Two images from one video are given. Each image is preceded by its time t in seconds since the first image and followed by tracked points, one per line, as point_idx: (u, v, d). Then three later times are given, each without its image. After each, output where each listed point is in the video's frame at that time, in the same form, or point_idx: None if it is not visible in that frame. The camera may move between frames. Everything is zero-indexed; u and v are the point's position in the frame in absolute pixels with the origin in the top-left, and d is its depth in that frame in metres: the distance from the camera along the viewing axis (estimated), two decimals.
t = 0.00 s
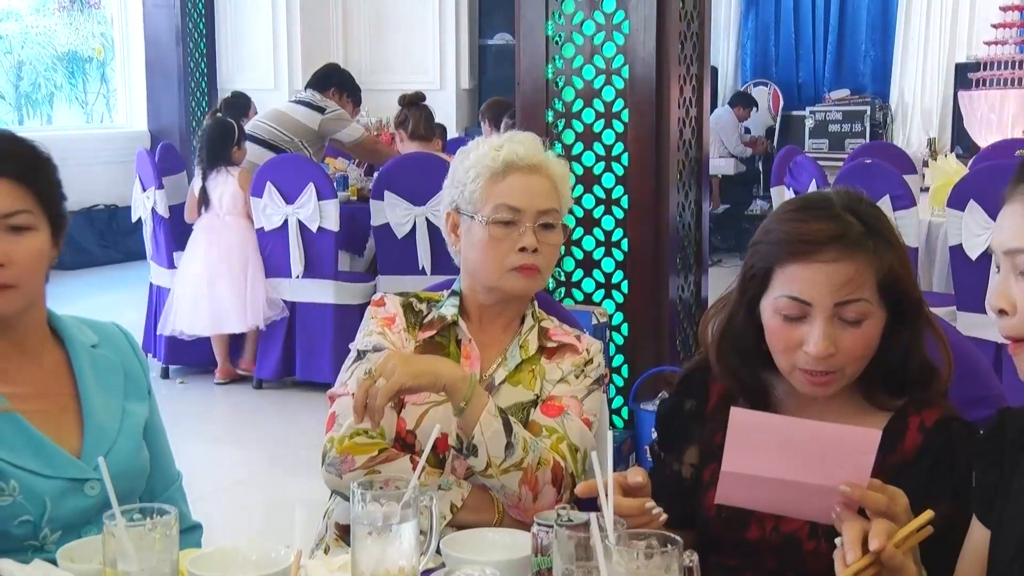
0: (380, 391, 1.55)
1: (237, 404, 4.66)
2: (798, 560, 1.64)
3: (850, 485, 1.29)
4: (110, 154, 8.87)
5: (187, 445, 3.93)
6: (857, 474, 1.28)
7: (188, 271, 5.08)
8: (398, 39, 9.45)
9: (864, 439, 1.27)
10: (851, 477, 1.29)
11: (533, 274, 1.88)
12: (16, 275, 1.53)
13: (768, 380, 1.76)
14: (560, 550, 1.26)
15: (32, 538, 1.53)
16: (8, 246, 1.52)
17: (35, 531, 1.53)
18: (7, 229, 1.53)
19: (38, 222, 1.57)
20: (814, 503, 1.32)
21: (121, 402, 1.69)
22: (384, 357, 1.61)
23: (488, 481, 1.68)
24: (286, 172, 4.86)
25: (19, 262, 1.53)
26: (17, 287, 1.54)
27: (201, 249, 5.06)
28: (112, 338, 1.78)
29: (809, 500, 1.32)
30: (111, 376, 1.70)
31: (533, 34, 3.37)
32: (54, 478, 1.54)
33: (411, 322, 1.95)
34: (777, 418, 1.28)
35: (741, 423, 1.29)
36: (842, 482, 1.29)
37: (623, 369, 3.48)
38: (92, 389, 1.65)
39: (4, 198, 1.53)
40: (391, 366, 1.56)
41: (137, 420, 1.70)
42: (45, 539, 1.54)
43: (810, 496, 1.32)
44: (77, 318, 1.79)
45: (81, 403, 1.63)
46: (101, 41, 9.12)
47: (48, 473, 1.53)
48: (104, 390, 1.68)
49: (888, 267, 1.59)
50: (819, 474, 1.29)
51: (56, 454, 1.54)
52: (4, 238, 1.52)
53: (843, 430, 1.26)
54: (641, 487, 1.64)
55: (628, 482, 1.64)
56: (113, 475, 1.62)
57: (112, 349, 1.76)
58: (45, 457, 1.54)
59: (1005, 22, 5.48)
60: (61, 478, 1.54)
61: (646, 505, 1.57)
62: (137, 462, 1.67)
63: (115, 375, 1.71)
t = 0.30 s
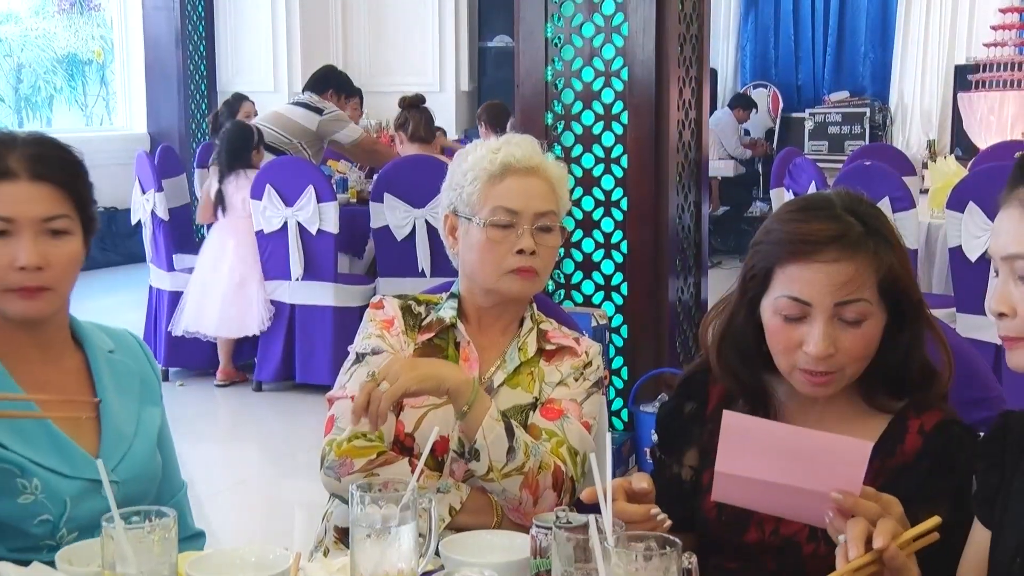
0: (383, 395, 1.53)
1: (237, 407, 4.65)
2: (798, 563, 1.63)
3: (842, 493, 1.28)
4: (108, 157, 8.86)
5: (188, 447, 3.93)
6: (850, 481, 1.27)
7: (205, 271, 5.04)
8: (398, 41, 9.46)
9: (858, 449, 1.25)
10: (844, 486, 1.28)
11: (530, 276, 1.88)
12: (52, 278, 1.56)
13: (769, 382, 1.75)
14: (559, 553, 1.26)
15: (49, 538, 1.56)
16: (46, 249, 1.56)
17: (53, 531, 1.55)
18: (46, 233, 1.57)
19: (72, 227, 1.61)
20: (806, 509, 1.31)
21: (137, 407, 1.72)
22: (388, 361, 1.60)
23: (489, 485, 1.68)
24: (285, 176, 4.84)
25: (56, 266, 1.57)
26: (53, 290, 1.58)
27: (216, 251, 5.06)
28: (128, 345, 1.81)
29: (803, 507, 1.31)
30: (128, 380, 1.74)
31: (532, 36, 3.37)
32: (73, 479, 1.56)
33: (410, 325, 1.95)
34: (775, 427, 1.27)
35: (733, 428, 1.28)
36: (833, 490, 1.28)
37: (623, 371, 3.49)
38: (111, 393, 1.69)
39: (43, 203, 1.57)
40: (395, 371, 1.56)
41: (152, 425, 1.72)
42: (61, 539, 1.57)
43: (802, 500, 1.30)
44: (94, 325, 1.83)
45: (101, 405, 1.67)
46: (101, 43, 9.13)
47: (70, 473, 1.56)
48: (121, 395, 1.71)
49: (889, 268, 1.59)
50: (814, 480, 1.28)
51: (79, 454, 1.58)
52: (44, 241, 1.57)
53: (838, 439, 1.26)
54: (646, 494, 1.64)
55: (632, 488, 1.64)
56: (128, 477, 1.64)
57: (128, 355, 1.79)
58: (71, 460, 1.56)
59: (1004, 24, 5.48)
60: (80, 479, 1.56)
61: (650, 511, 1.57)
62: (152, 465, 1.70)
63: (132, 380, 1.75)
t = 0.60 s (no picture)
0: (399, 388, 1.54)
1: (237, 407, 4.65)
2: (797, 563, 1.63)
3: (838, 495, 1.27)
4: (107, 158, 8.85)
5: (189, 448, 3.94)
6: (845, 483, 1.27)
7: (221, 266, 5.06)
8: (397, 42, 9.46)
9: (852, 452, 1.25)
10: (839, 487, 1.27)
11: (526, 279, 1.88)
12: (81, 279, 1.58)
13: (770, 382, 1.75)
14: (558, 553, 1.26)
15: (64, 536, 1.56)
16: (76, 251, 1.58)
17: (69, 529, 1.56)
18: (76, 235, 1.59)
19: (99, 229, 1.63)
20: (803, 511, 1.31)
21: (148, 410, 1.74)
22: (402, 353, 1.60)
23: (500, 486, 1.72)
24: (285, 177, 4.85)
25: (85, 267, 1.58)
26: (81, 291, 1.59)
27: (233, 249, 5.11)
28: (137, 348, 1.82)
29: (800, 508, 1.31)
30: (140, 383, 1.75)
31: (531, 37, 3.36)
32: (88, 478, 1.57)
33: (408, 326, 1.95)
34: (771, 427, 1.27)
35: (727, 428, 1.29)
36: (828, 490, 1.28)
37: (623, 371, 3.49)
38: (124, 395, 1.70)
39: (75, 204, 1.59)
40: (411, 365, 1.56)
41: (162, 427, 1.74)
42: (75, 538, 1.57)
43: (800, 501, 1.30)
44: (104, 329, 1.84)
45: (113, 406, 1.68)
46: (100, 44, 9.13)
47: (82, 471, 1.57)
48: (132, 396, 1.72)
49: (890, 267, 1.59)
50: (811, 481, 1.28)
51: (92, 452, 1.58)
52: (75, 243, 1.59)
53: (832, 441, 1.25)
54: (648, 499, 1.65)
55: (633, 493, 1.65)
56: (141, 477, 1.65)
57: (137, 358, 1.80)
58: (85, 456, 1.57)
59: (1004, 24, 5.47)
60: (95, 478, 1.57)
61: (652, 517, 1.58)
62: (163, 468, 1.70)
63: (144, 384, 1.76)
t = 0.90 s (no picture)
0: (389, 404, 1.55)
1: (239, 409, 4.66)
2: (799, 567, 1.63)
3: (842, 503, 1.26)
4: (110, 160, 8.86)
5: (193, 449, 3.94)
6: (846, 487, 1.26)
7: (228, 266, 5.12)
8: (400, 44, 9.46)
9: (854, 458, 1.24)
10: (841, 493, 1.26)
11: (527, 282, 1.88)
12: (100, 282, 1.58)
13: (773, 385, 1.75)
14: (558, 556, 1.26)
15: (74, 538, 1.57)
16: (95, 255, 1.58)
17: (81, 531, 1.57)
18: (94, 239, 1.59)
19: (116, 233, 1.63)
20: (804, 514, 1.30)
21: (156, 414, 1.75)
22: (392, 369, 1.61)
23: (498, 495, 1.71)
24: (286, 177, 4.84)
25: (104, 271, 1.58)
26: (98, 294, 1.59)
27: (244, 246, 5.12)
28: (146, 351, 1.83)
29: (800, 512, 1.31)
30: (149, 388, 1.76)
31: (534, 39, 3.37)
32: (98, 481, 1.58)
33: (410, 328, 1.95)
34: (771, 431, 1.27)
35: (729, 432, 1.29)
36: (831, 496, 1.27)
37: (624, 373, 3.49)
38: (133, 400, 1.71)
39: (94, 209, 1.58)
40: (400, 381, 1.57)
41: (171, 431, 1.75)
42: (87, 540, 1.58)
43: (800, 504, 1.30)
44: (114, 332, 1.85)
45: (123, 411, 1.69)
46: (104, 45, 9.13)
47: (91, 473, 1.58)
48: (141, 400, 1.74)
49: (894, 270, 1.59)
50: (810, 485, 1.27)
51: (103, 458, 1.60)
52: (93, 247, 1.58)
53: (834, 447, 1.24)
54: (652, 503, 1.65)
55: (637, 498, 1.65)
56: (150, 480, 1.66)
57: (146, 362, 1.82)
58: (97, 458, 1.59)
59: (1008, 26, 5.47)
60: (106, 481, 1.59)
61: (658, 522, 1.59)
62: (170, 472, 1.71)
63: (152, 388, 1.77)
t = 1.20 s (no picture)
0: (385, 418, 1.55)
1: (240, 411, 4.65)
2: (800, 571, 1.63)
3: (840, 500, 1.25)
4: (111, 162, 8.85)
5: (194, 450, 3.94)
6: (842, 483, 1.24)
7: (229, 269, 5.14)
8: (401, 46, 9.47)
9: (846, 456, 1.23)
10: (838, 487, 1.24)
11: (527, 286, 1.88)
12: (103, 291, 1.56)
13: (774, 388, 1.75)
14: (558, 559, 1.26)
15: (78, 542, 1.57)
16: (98, 263, 1.56)
17: (84, 536, 1.57)
18: (98, 248, 1.57)
19: (120, 241, 1.61)
20: (802, 521, 1.30)
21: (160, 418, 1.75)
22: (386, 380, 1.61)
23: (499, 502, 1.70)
24: (286, 179, 4.84)
25: (107, 279, 1.56)
26: (103, 301, 1.57)
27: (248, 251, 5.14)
28: (150, 354, 1.84)
29: (798, 517, 1.31)
30: (153, 391, 1.76)
31: (535, 42, 3.38)
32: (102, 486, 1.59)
33: (411, 329, 1.95)
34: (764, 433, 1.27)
35: (724, 438, 1.30)
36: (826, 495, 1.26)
37: (625, 376, 3.49)
38: (138, 404, 1.71)
39: (97, 218, 1.56)
40: (394, 393, 1.56)
41: (175, 436, 1.75)
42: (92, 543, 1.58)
43: (799, 509, 1.29)
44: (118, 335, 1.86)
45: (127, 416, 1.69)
46: (105, 47, 9.13)
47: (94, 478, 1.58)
48: (145, 404, 1.74)
49: (896, 272, 1.59)
50: (803, 489, 1.27)
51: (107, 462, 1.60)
52: (96, 256, 1.56)
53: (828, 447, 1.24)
54: (655, 506, 1.65)
55: (641, 501, 1.65)
56: (152, 485, 1.66)
57: (150, 364, 1.82)
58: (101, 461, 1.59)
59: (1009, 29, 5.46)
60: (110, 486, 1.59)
61: (661, 525, 1.59)
62: (173, 477, 1.72)
63: (155, 391, 1.77)
